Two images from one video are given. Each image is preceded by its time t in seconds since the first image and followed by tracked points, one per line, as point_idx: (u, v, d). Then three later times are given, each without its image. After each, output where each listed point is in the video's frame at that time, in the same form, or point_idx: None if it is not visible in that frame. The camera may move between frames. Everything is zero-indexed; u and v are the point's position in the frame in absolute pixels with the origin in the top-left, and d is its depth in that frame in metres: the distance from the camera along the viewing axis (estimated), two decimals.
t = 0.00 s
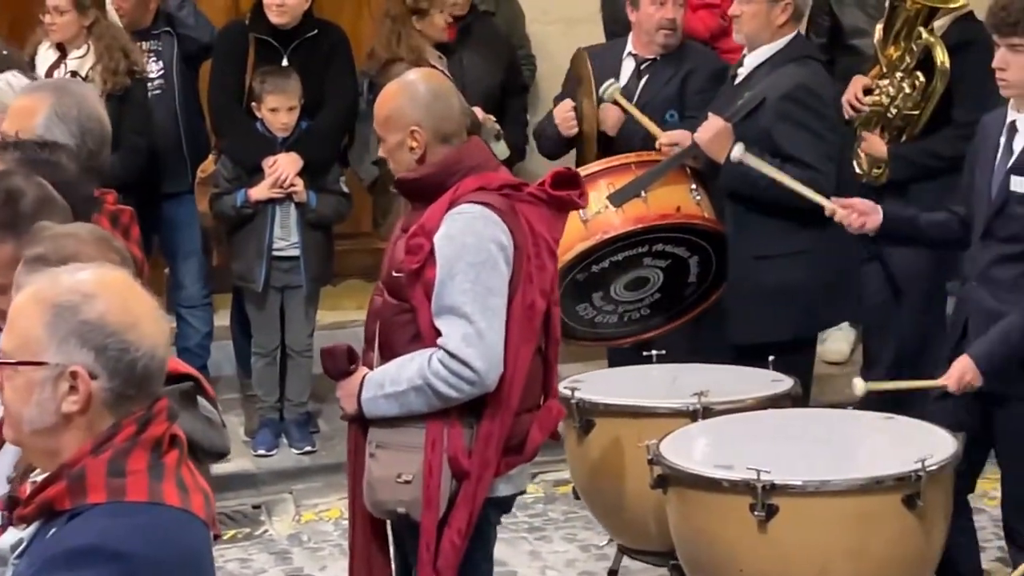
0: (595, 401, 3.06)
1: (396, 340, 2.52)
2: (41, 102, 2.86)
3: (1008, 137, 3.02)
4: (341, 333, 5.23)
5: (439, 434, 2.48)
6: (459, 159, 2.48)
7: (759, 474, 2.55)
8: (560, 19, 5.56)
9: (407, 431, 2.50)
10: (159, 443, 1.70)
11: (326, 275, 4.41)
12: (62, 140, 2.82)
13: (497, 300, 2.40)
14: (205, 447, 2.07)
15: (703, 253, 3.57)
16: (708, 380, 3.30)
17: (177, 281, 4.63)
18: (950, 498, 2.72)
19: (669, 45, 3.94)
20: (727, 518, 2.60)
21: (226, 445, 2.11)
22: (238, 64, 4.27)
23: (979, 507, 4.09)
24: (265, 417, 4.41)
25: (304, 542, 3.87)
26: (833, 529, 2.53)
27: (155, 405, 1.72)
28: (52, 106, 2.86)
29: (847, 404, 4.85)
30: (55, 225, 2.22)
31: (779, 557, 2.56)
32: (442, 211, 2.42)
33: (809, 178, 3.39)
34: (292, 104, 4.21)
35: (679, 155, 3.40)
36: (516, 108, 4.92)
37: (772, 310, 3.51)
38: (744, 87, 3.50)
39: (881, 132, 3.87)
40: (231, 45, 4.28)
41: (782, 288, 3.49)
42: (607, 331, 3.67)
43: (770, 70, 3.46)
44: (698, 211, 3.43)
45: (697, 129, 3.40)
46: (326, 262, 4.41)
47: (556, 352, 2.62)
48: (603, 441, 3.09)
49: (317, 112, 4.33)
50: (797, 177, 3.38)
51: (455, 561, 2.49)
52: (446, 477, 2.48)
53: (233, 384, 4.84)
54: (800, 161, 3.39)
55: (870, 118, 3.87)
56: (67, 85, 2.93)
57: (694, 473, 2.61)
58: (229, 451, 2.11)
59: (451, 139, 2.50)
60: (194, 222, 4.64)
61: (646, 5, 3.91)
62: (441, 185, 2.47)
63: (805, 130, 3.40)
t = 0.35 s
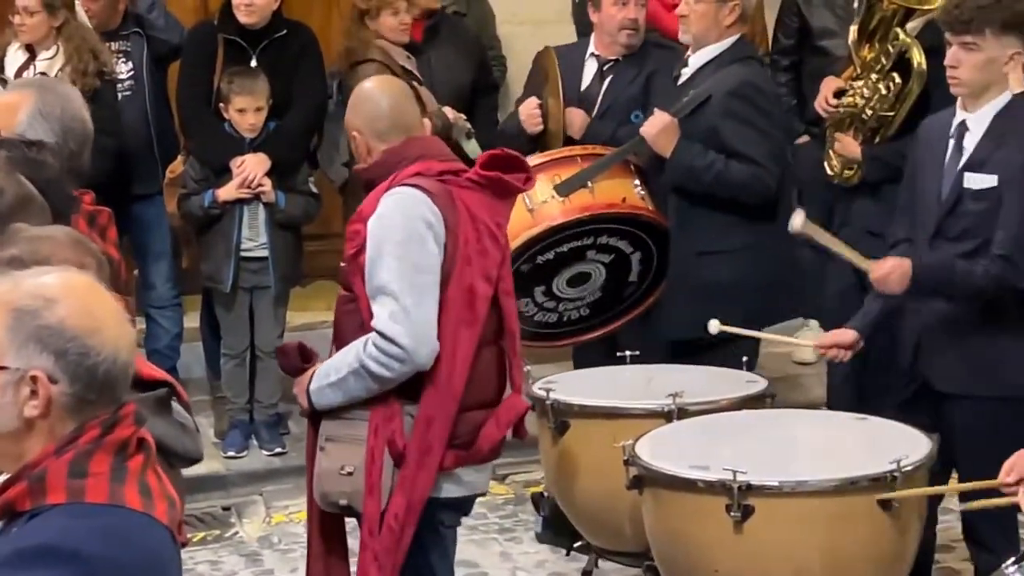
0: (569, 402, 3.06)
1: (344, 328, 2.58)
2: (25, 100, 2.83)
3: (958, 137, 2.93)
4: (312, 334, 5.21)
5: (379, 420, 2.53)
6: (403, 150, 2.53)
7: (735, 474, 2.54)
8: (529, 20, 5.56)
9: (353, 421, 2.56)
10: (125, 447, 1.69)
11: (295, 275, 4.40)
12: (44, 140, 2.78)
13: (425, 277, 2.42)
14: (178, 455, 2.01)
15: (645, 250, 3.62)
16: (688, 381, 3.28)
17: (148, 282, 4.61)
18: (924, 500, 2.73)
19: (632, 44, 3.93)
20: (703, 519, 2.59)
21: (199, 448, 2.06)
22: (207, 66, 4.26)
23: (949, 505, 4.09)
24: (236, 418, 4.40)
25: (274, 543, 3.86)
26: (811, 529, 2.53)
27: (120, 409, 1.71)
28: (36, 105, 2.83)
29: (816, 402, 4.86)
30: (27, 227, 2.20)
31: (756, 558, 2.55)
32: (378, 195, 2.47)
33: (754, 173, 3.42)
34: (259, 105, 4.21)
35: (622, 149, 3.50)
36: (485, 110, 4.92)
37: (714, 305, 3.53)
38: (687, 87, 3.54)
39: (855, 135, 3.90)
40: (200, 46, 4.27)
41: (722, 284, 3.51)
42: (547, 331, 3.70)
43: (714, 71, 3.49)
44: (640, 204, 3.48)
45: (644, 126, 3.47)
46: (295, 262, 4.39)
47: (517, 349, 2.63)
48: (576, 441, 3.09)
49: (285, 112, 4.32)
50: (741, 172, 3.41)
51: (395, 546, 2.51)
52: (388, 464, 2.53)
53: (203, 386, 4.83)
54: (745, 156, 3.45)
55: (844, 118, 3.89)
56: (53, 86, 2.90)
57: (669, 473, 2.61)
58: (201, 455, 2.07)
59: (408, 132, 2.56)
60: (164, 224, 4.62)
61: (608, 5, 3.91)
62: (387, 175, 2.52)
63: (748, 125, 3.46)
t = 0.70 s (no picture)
0: (539, 403, 3.06)
1: (320, 333, 2.56)
2: None
3: (890, 138, 3.08)
4: (284, 335, 5.21)
5: (358, 422, 2.51)
6: (379, 150, 2.52)
7: (705, 476, 2.54)
8: (501, 21, 5.58)
9: (329, 423, 2.54)
10: (92, 454, 1.68)
11: (265, 277, 4.39)
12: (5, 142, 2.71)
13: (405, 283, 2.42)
14: (146, 458, 2.01)
15: (600, 243, 3.53)
16: (657, 382, 3.29)
17: (118, 283, 4.60)
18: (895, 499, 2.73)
19: (599, 47, 3.93)
20: (674, 519, 2.59)
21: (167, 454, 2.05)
22: (176, 67, 4.25)
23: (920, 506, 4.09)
24: (206, 420, 4.39)
25: (245, 545, 3.85)
26: (781, 529, 2.53)
27: (86, 416, 1.70)
28: None
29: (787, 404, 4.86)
30: None
31: (727, 559, 2.55)
32: (356, 198, 2.46)
33: (705, 164, 3.55)
34: (229, 106, 4.20)
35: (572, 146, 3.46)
36: (456, 111, 4.93)
37: (662, 299, 3.66)
38: (632, 85, 3.63)
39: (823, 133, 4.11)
40: (169, 48, 4.27)
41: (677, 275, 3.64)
42: (504, 338, 3.60)
43: (659, 66, 3.60)
44: (596, 197, 3.41)
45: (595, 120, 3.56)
46: (265, 264, 4.39)
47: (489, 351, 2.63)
48: (547, 442, 3.09)
49: (254, 112, 4.31)
50: (694, 161, 3.54)
51: (374, 550, 2.50)
52: (366, 468, 2.50)
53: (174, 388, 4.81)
54: (696, 146, 3.57)
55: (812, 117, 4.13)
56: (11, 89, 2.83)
57: (639, 475, 2.61)
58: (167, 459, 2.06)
59: (385, 130, 2.54)
60: (134, 225, 4.62)
61: (576, 7, 3.92)
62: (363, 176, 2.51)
63: (698, 117, 3.58)
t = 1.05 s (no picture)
0: (508, 407, 3.05)
1: (296, 337, 2.50)
2: None
3: (840, 142, 3.12)
4: (251, 340, 5.20)
5: (340, 431, 2.47)
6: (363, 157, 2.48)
7: (672, 479, 2.54)
8: (469, 26, 5.59)
9: (309, 428, 2.49)
10: (54, 454, 1.67)
11: (232, 281, 4.39)
12: None
13: (389, 289, 2.39)
14: (102, 457, 2.01)
15: (558, 250, 3.56)
16: (625, 386, 3.28)
17: (85, 289, 4.59)
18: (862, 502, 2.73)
19: (559, 52, 3.93)
20: (642, 523, 2.59)
21: (126, 453, 2.05)
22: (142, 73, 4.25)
23: (887, 511, 4.10)
24: (173, 426, 4.37)
25: (212, 551, 3.84)
26: (750, 531, 2.53)
27: (50, 414, 1.68)
28: None
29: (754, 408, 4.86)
30: None
31: (693, 562, 2.55)
32: (341, 205, 2.43)
33: (664, 167, 3.55)
34: (195, 110, 4.20)
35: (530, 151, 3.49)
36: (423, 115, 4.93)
37: (622, 306, 3.62)
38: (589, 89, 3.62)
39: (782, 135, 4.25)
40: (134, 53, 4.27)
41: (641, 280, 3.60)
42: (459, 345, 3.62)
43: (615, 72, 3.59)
44: (554, 204, 3.45)
45: (552, 125, 3.58)
46: (232, 268, 4.38)
47: (457, 354, 2.61)
48: (517, 446, 3.08)
49: (220, 118, 4.32)
50: (651, 165, 3.53)
51: (360, 556, 2.47)
52: (349, 473, 2.47)
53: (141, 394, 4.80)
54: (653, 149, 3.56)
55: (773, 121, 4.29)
56: None
57: (607, 478, 2.60)
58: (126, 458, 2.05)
59: (365, 132, 2.51)
60: (100, 231, 4.60)
61: (536, 12, 3.93)
62: (344, 181, 2.47)
63: (657, 121, 3.58)
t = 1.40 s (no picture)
0: (476, 413, 3.06)
1: (262, 342, 2.50)
2: None
3: (812, 150, 3.13)
4: (220, 346, 5.20)
5: (308, 435, 2.47)
6: (329, 164, 2.49)
7: (641, 485, 2.54)
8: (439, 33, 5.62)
9: (276, 433, 2.48)
10: (9, 463, 1.73)
11: (201, 288, 4.39)
12: None
13: (368, 299, 2.40)
14: (76, 471, 2.00)
15: (522, 262, 3.59)
16: (593, 393, 3.29)
17: (54, 296, 4.59)
18: (830, 508, 2.74)
19: (519, 57, 3.94)
20: (611, 529, 2.59)
21: (98, 468, 2.04)
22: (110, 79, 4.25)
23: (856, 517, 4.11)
24: (142, 433, 4.37)
25: (182, 558, 3.84)
26: (719, 537, 2.54)
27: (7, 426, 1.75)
28: None
29: (723, 413, 4.88)
30: None
31: (663, 567, 2.56)
32: (309, 213, 2.42)
33: (628, 179, 3.58)
34: (162, 118, 4.20)
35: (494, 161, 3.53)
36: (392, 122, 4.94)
37: (585, 319, 3.66)
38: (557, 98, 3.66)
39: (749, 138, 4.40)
40: (103, 59, 4.27)
41: (598, 291, 3.65)
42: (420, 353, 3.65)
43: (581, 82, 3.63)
44: (517, 216, 3.48)
45: (517, 135, 3.59)
46: (201, 275, 4.38)
47: (421, 357, 2.62)
48: (486, 453, 3.08)
49: (188, 123, 4.32)
50: (616, 177, 3.56)
51: (327, 559, 2.48)
52: (316, 475, 2.47)
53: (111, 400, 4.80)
54: (617, 162, 3.59)
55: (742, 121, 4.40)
56: None
57: (577, 484, 2.61)
58: (100, 471, 2.05)
59: (333, 139, 2.52)
60: (68, 237, 4.60)
61: (495, 19, 3.93)
62: (308, 189, 2.48)
63: (623, 134, 3.60)
